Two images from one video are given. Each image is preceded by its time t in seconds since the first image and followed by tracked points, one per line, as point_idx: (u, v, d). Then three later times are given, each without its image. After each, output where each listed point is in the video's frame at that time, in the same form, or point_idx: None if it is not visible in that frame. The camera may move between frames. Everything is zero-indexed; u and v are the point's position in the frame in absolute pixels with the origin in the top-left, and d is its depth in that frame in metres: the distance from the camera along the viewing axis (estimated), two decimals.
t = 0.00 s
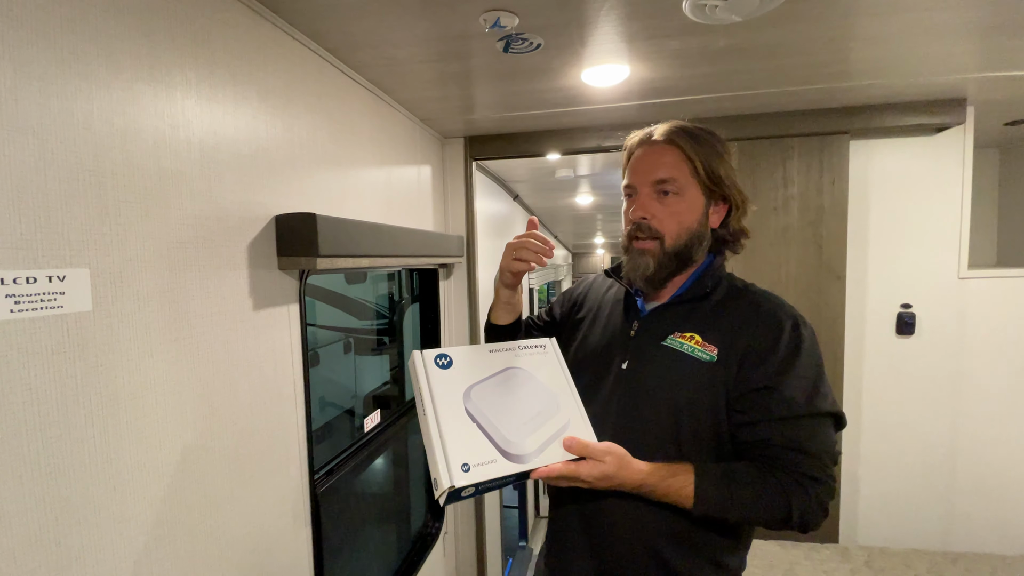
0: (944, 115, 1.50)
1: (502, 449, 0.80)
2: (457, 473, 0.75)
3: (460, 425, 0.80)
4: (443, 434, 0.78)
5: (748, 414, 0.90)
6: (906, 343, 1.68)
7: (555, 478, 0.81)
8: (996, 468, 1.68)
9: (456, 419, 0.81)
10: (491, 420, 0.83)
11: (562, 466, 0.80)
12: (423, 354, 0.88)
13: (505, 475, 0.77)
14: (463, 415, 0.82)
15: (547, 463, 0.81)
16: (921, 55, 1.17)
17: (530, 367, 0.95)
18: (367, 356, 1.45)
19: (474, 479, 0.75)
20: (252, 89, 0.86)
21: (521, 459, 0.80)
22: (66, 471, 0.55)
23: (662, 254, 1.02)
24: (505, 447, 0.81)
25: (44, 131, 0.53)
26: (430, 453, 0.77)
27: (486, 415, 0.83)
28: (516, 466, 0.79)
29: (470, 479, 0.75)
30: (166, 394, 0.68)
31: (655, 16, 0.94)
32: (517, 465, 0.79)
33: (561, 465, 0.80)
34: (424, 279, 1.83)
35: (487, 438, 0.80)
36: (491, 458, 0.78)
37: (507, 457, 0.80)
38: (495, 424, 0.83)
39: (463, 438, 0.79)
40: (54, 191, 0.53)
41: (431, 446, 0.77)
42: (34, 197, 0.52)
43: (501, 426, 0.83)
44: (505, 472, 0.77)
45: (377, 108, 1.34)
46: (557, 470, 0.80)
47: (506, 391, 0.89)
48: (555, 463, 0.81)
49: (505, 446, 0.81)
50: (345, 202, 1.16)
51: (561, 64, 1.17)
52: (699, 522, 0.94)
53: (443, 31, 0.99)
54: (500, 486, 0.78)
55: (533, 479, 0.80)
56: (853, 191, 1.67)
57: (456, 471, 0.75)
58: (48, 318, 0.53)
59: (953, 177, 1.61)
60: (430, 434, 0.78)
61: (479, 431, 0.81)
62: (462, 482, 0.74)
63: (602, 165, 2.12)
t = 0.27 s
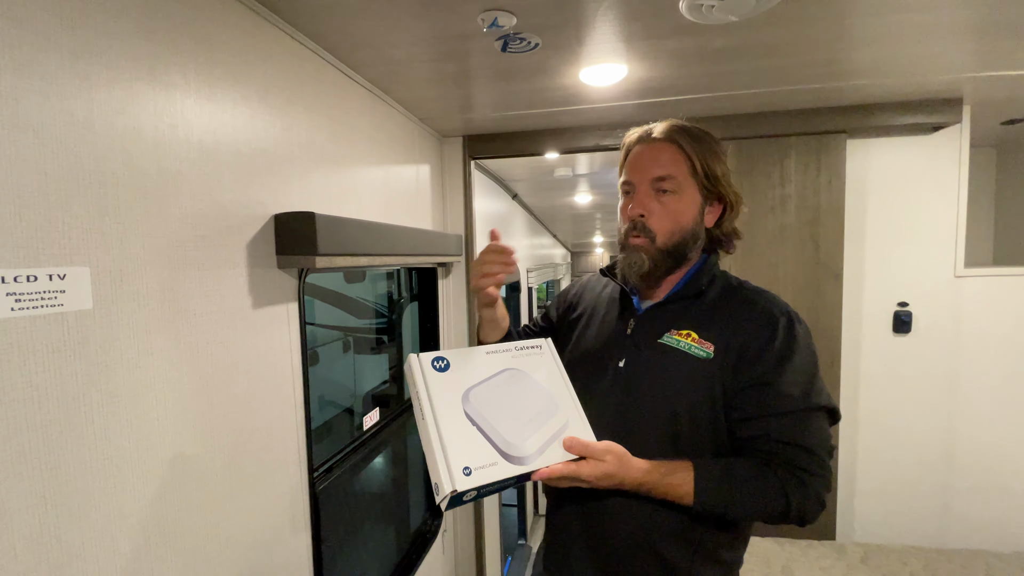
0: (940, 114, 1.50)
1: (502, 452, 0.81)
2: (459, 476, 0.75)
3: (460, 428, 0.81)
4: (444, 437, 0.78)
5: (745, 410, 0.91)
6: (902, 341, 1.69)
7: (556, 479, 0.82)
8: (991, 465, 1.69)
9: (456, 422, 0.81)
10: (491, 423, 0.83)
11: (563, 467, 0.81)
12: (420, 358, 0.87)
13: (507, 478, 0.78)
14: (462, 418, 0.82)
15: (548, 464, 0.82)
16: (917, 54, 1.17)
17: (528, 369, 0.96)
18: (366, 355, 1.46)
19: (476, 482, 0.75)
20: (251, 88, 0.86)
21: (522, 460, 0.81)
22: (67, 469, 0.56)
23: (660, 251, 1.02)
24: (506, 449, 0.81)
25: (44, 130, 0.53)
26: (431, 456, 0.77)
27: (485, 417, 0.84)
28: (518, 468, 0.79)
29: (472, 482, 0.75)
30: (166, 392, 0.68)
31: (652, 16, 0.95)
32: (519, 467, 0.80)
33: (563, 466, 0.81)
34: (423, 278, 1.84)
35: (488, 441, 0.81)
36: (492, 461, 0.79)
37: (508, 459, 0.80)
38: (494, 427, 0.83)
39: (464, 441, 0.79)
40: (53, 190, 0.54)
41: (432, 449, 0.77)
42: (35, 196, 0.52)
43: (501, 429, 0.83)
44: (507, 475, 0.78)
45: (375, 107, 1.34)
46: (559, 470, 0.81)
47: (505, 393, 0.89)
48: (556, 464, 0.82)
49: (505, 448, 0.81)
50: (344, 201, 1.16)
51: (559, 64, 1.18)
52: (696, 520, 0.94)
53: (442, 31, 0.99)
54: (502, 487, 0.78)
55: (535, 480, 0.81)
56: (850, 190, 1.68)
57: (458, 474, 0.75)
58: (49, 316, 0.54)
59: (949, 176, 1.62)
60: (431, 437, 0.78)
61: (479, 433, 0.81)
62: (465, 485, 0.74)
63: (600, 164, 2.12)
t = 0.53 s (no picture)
0: (937, 113, 1.51)
1: (506, 451, 0.81)
2: (463, 475, 0.75)
3: (463, 427, 0.81)
4: (447, 437, 0.78)
5: (743, 403, 0.92)
6: (900, 340, 1.69)
7: (559, 477, 0.82)
8: (988, 463, 1.70)
9: (457, 422, 0.81)
10: (493, 422, 0.84)
11: (566, 465, 0.81)
12: (420, 356, 0.87)
13: (511, 476, 0.78)
14: (464, 417, 0.82)
15: (552, 462, 0.82)
16: (914, 54, 1.18)
17: (527, 367, 0.96)
18: (365, 354, 1.46)
19: (479, 481, 0.75)
20: (249, 87, 0.86)
21: (525, 458, 0.81)
22: (65, 466, 0.56)
23: (661, 250, 1.02)
24: (509, 448, 0.81)
25: (43, 130, 0.53)
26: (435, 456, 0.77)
27: (487, 416, 0.84)
28: (521, 466, 0.80)
29: (475, 481, 0.75)
30: (164, 390, 0.68)
31: (649, 15, 0.95)
32: (521, 466, 0.80)
33: (564, 463, 0.81)
34: (422, 276, 1.84)
35: (490, 440, 0.81)
36: (495, 460, 0.79)
37: (512, 458, 0.80)
38: (496, 426, 0.83)
39: (467, 441, 0.79)
40: (51, 189, 0.54)
41: (435, 449, 0.77)
42: (33, 195, 0.52)
43: (503, 428, 0.84)
44: (510, 473, 0.78)
45: (374, 106, 1.34)
46: (561, 468, 0.80)
47: (505, 392, 0.90)
48: (559, 461, 0.82)
49: (508, 446, 0.81)
50: (342, 200, 1.17)
51: (557, 63, 1.18)
52: (693, 517, 0.95)
53: (440, 30, 0.99)
54: (506, 486, 0.78)
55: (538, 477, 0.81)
56: (847, 189, 1.68)
57: (461, 473, 0.75)
58: (48, 314, 0.54)
59: (947, 175, 1.62)
60: (433, 437, 0.78)
61: (481, 433, 0.81)
62: (468, 484, 0.74)
63: (599, 164, 2.13)
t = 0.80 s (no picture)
0: (934, 113, 1.51)
1: (513, 449, 0.81)
2: (472, 473, 0.75)
3: (469, 425, 0.81)
4: (454, 435, 0.78)
5: (741, 399, 0.93)
6: (897, 339, 1.70)
7: (563, 474, 0.82)
8: (985, 461, 1.71)
9: (463, 420, 0.81)
10: (499, 420, 0.84)
11: (570, 461, 0.82)
12: (420, 357, 0.87)
13: (519, 473, 0.78)
14: (470, 416, 0.82)
15: (558, 459, 0.82)
16: (910, 54, 1.18)
17: (529, 366, 0.97)
18: (364, 353, 1.47)
19: (488, 478, 0.75)
20: (248, 87, 0.86)
21: (532, 455, 0.81)
22: (66, 465, 0.56)
23: (659, 249, 1.02)
24: (516, 446, 0.81)
25: (43, 131, 0.54)
26: (442, 454, 0.77)
27: (492, 415, 0.84)
28: (530, 464, 0.79)
29: (485, 479, 0.75)
30: (164, 390, 0.69)
31: (646, 15, 0.95)
32: (529, 463, 0.80)
33: (569, 460, 0.82)
34: (421, 276, 1.85)
35: (497, 438, 0.81)
36: (503, 457, 0.79)
37: (519, 455, 0.80)
38: (502, 424, 0.83)
39: (474, 439, 0.79)
40: (51, 190, 0.54)
41: (443, 447, 0.77)
42: (33, 195, 0.53)
43: (509, 426, 0.84)
44: (519, 470, 0.78)
45: (372, 106, 1.34)
46: (566, 465, 0.81)
47: (509, 390, 0.90)
48: (565, 459, 0.82)
49: (515, 444, 0.81)
50: (341, 200, 1.17)
51: (555, 63, 1.18)
52: (690, 514, 0.96)
53: (438, 31, 1.00)
54: (514, 483, 0.78)
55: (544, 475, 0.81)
56: (844, 189, 1.69)
57: (470, 471, 0.75)
58: (48, 314, 0.54)
59: (944, 174, 1.63)
60: (441, 435, 0.78)
61: (488, 431, 0.81)
62: (478, 481, 0.74)
63: (597, 163, 2.13)
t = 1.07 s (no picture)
0: (932, 113, 1.52)
1: (517, 445, 0.81)
2: (476, 468, 0.75)
3: (472, 422, 0.81)
4: (457, 430, 0.78)
5: (740, 396, 0.93)
6: (895, 338, 1.70)
7: (566, 471, 0.83)
8: (983, 460, 1.71)
9: (467, 416, 0.82)
10: (502, 417, 0.84)
11: (573, 458, 0.82)
12: (423, 355, 0.87)
13: (523, 469, 0.78)
14: (473, 412, 0.83)
15: (560, 456, 0.82)
16: (908, 54, 1.19)
17: (531, 364, 0.97)
18: (364, 353, 1.47)
19: (493, 473, 0.75)
20: (247, 88, 0.87)
21: (535, 452, 0.81)
22: (68, 464, 0.57)
23: (659, 246, 1.03)
24: (519, 442, 0.82)
25: (44, 132, 0.54)
26: (445, 450, 0.77)
27: (495, 412, 0.84)
28: (534, 459, 0.80)
29: (489, 474, 0.75)
30: (165, 389, 0.69)
31: (644, 16, 0.96)
32: (533, 459, 0.80)
33: (571, 457, 0.82)
34: (421, 276, 1.85)
35: (500, 435, 0.81)
36: (506, 453, 0.79)
37: (523, 451, 0.80)
38: (505, 421, 0.84)
39: (477, 435, 0.80)
40: (52, 190, 0.55)
41: (446, 443, 0.77)
42: (34, 195, 0.53)
43: (512, 423, 0.84)
44: (523, 466, 0.78)
45: (372, 106, 1.35)
46: (569, 462, 0.82)
47: (512, 387, 0.90)
48: (567, 455, 0.83)
49: (518, 441, 0.82)
50: (341, 200, 1.17)
51: (553, 63, 1.19)
52: (688, 512, 0.96)
53: (437, 31, 1.00)
54: (518, 479, 0.78)
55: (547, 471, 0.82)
56: (843, 188, 1.69)
57: (474, 466, 0.75)
58: (49, 313, 0.55)
59: (942, 174, 1.63)
60: (444, 431, 0.78)
61: (491, 427, 0.82)
62: (482, 476, 0.74)
63: (597, 163, 2.13)
